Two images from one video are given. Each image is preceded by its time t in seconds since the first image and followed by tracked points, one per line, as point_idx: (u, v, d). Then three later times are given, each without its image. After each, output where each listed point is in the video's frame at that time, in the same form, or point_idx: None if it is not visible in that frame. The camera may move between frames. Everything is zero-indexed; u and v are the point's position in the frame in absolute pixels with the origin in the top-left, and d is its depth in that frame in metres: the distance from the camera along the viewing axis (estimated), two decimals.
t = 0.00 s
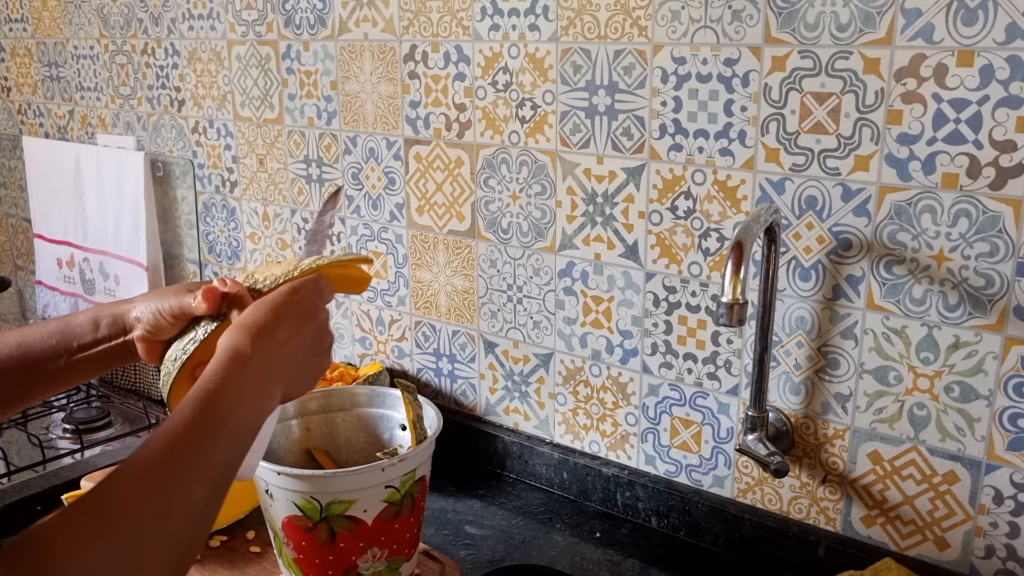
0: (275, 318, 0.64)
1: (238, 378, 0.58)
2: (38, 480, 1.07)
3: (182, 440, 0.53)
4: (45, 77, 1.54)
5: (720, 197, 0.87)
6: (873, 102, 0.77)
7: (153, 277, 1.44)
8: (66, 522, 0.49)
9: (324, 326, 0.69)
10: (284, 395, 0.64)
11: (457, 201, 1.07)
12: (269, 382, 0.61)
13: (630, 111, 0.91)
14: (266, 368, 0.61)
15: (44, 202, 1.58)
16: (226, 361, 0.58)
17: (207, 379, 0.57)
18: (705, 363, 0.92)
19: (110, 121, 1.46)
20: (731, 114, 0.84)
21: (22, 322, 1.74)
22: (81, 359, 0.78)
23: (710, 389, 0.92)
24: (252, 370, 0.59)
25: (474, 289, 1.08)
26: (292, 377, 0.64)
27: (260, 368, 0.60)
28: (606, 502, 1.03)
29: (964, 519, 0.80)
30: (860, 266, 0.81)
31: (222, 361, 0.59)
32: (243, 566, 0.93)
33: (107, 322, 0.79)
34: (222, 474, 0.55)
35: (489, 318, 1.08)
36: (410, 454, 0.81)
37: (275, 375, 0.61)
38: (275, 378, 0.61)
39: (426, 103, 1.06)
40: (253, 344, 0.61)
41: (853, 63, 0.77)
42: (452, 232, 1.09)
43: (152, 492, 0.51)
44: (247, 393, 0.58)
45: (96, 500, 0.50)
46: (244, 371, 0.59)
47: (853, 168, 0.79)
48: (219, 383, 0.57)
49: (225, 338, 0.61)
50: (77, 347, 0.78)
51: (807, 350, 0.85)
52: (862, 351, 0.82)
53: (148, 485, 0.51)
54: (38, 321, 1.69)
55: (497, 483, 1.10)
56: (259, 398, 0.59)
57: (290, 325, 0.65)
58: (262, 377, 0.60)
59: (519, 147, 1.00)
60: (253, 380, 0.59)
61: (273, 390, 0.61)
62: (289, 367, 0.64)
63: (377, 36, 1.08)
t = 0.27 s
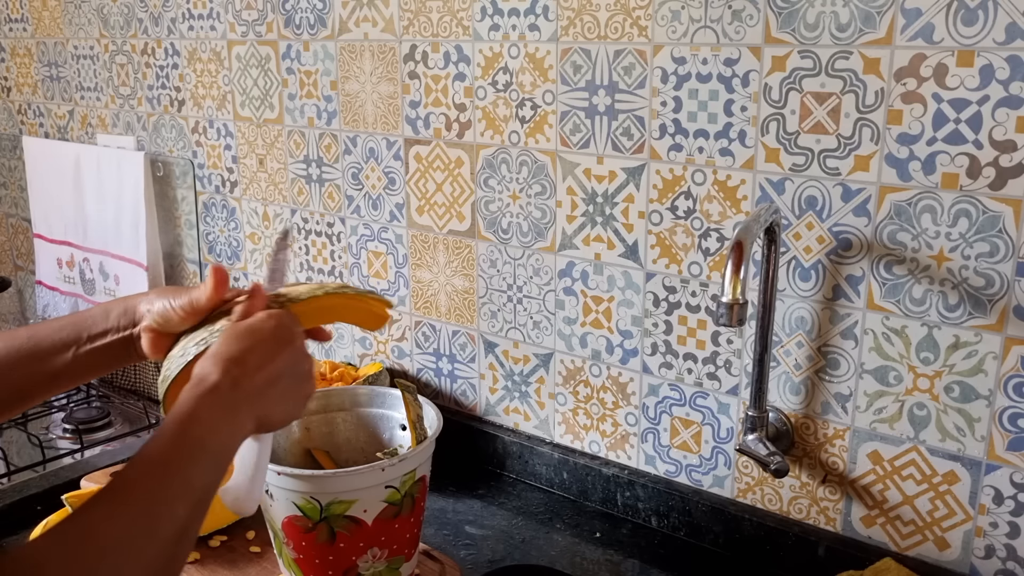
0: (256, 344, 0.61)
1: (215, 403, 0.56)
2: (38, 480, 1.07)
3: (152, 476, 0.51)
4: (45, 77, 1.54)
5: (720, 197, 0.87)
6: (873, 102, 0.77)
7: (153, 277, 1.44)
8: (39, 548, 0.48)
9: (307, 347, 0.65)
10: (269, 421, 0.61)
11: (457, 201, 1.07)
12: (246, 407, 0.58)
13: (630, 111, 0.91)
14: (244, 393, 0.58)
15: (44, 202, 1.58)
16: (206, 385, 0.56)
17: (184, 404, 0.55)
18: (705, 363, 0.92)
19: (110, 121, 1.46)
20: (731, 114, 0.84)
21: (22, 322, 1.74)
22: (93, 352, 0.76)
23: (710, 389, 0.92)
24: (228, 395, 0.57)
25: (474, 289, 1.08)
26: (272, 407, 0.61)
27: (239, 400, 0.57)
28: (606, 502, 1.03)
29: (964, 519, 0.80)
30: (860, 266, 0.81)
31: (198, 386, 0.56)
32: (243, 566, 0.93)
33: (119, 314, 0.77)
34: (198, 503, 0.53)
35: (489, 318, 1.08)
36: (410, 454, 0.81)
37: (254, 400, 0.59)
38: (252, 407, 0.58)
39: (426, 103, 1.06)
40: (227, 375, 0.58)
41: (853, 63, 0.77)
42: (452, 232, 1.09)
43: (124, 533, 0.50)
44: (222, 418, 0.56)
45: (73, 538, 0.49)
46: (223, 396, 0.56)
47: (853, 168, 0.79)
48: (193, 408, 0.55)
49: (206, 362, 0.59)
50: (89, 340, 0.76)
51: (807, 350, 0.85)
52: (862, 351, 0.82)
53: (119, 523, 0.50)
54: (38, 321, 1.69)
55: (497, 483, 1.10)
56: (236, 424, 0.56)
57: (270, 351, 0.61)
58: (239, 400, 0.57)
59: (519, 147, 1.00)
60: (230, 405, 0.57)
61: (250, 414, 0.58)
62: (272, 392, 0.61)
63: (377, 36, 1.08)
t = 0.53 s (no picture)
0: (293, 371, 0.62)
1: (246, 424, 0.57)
2: (38, 480, 1.07)
3: (163, 496, 0.52)
4: (45, 77, 1.54)
5: (720, 197, 0.87)
6: (873, 103, 0.77)
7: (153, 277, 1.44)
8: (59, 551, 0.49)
9: (330, 365, 0.65)
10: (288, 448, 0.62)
11: (457, 201, 1.07)
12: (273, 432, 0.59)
13: (631, 111, 0.91)
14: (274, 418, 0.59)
15: (44, 202, 1.58)
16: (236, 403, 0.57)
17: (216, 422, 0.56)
18: (705, 363, 0.92)
19: (110, 121, 1.46)
20: (731, 114, 0.84)
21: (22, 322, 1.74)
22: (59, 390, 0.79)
23: (710, 389, 0.92)
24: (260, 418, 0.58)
25: (474, 289, 1.08)
26: (292, 424, 0.61)
27: (256, 419, 0.57)
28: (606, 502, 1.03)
29: (964, 519, 0.80)
30: (860, 266, 0.81)
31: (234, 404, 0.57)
32: (243, 566, 0.93)
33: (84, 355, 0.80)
34: (215, 521, 0.53)
35: (489, 318, 1.08)
36: (410, 454, 0.81)
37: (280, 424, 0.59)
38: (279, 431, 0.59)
39: (426, 103, 1.06)
40: (255, 391, 0.58)
41: (853, 63, 0.77)
42: (452, 232, 1.09)
43: (132, 551, 0.50)
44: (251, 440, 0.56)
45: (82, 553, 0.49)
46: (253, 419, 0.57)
47: (853, 168, 0.79)
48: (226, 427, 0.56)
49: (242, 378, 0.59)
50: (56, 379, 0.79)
51: (807, 350, 0.85)
52: (862, 351, 0.82)
53: (129, 542, 0.50)
54: (38, 321, 1.69)
55: (497, 483, 1.10)
56: (262, 445, 0.57)
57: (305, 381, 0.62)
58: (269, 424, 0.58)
59: (519, 147, 1.00)
60: (260, 429, 0.57)
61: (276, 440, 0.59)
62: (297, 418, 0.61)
63: (377, 36, 1.08)
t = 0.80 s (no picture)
0: (224, 382, 0.67)
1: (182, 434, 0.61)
2: (38, 480, 1.07)
3: (121, 504, 0.56)
4: (45, 77, 1.54)
5: (720, 197, 0.87)
6: (873, 103, 0.77)
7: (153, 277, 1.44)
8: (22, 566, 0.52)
9: (265, 379, 0.71)
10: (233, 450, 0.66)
11: (457, 201, 1.07)
12: (213, 438, 0.63)
13: (630, 111, 0.91)
14: (209, 425, 0.64)
15: (44, 202, 1.58)
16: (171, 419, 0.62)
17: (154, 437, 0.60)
18: (705, 363, 0.92)
19: (110, 121, 1.46)
20: (731, 114, 0.84)
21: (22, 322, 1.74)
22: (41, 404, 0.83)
23: (710, 389, 0.92)
24: (193, 426, 0.62)
25: (474, 289, 1.08)
26: (238, 430, 0.67)
27: (198, 427, 0.63)
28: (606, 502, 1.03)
29: (964, 519, 0.80)
30: (860, 266, 0.81)
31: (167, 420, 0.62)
32: (243, 566, 0.93)
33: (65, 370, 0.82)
34: (167, 531, 0.57)
35: (489, 318, 1.08)
36: (410, 454, 0.81)
37: (220, 431, 0.64)
38: (218, 437, 0.64)
39: (426, 103, 1.06)
40: (186, 407, 0.63)
41: (853, 63, 0.77)
42: (452, 232, 1.09)
43: (96, 557, 0.54)
44: (190, 448, 0.61)
45: (48, 565, 0.52)
46: (189, 428, 0.62)
47: (853, 168, 0.79)
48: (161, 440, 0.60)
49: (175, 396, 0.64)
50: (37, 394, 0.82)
51: (807, 350, 0.85)
52: (862, 351, 0.82)
53: (92, 549, 0.54)
54: (38, 321, 1.69)
55: (497, 483, 1.10)
56: (203, 452, 0.62)
57: (237, 388, 0.67)
58: (206, 432, 0.63)
59: (519, 147, 1.00)
60: (196, 437, 0.62)
61: (218, 445, 0.64)
62: (235, 422, 0.66)
63: (377, 36, 1.08)
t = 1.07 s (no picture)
0: (206, 382, 0.67)
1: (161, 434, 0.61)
2: (38, 480, 1.07)
3: (101, 505, 0.56)
4: (45, 77, 1.54)
5: (720, 197, 0.87)
6: (873, 103, 0.77)
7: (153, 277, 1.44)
8: None
9: (246, 378, 0.71)
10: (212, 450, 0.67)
11: (457, 201, 1.07)
12: (194, 439, 0.64)
13: (630, 111, 0.91)
14: (189, 425, 0.64)
15: (44, 202, 1.58)
16: (151, 419, 0.62)
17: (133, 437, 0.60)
18: (705, 363, 0.92)
19: (110, 121, 1.46)
20: (731, 114, 0.84)
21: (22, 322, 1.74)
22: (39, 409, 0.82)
23: (710, 389, 0.92)
24: (174, 428, 0.62)
25: (474, 289, 1.08)
26: (218, 432, 0.67)
27: (181, 428, 0.63)
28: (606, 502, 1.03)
29: (964, 519, 0.80)
30: (860, 266, 0.81)
31: (147, 420, 0.62)
32: (243, 566, 0.93)
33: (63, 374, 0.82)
34: (146, 532, 0.57)
35: (489, 318, 1.08)
36: (410, 454, 0.81)
37: (201, 432, 0.65)
38: (199, 438, 0.64)
39: (426, 103, 1.06)
40: (166, 408, 0.63)
41: (853, 63, 0.77)
42: (452, 232, 1.09)
43: (70, 559, 0.54)
44: (171, 450, 0.61)
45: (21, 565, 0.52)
46: (170, 429, 0.62)
47: (853, 168, 0.79)
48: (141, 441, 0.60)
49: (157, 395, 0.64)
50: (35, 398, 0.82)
51: (806, 350, 0.85)
52: (862, 351, 0.82)
53: (66, 551, 0.54)
54: (38, 321, 1.69)
55: (497, 483, 1.10)
56: (184, 452, 0.62)
57: (219, 388, 0.68)
58: (186, 433, 0.63)
59: (519, 147, 1.00)
60: (177, 438, 0.62)
61: (199, 447, 0.64)
62: (216, 424, 0.67)
63: (377, 36, 1.08)
